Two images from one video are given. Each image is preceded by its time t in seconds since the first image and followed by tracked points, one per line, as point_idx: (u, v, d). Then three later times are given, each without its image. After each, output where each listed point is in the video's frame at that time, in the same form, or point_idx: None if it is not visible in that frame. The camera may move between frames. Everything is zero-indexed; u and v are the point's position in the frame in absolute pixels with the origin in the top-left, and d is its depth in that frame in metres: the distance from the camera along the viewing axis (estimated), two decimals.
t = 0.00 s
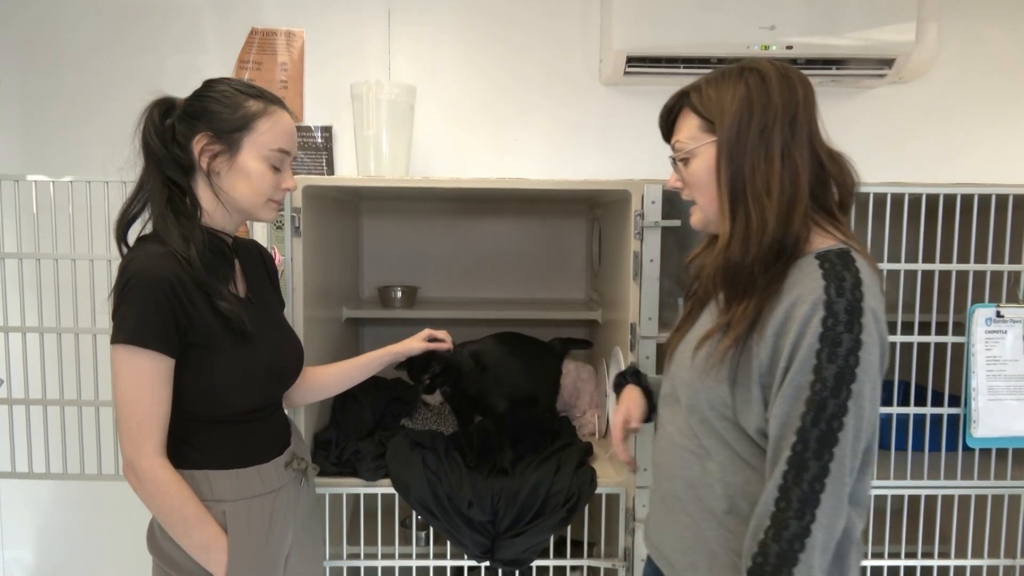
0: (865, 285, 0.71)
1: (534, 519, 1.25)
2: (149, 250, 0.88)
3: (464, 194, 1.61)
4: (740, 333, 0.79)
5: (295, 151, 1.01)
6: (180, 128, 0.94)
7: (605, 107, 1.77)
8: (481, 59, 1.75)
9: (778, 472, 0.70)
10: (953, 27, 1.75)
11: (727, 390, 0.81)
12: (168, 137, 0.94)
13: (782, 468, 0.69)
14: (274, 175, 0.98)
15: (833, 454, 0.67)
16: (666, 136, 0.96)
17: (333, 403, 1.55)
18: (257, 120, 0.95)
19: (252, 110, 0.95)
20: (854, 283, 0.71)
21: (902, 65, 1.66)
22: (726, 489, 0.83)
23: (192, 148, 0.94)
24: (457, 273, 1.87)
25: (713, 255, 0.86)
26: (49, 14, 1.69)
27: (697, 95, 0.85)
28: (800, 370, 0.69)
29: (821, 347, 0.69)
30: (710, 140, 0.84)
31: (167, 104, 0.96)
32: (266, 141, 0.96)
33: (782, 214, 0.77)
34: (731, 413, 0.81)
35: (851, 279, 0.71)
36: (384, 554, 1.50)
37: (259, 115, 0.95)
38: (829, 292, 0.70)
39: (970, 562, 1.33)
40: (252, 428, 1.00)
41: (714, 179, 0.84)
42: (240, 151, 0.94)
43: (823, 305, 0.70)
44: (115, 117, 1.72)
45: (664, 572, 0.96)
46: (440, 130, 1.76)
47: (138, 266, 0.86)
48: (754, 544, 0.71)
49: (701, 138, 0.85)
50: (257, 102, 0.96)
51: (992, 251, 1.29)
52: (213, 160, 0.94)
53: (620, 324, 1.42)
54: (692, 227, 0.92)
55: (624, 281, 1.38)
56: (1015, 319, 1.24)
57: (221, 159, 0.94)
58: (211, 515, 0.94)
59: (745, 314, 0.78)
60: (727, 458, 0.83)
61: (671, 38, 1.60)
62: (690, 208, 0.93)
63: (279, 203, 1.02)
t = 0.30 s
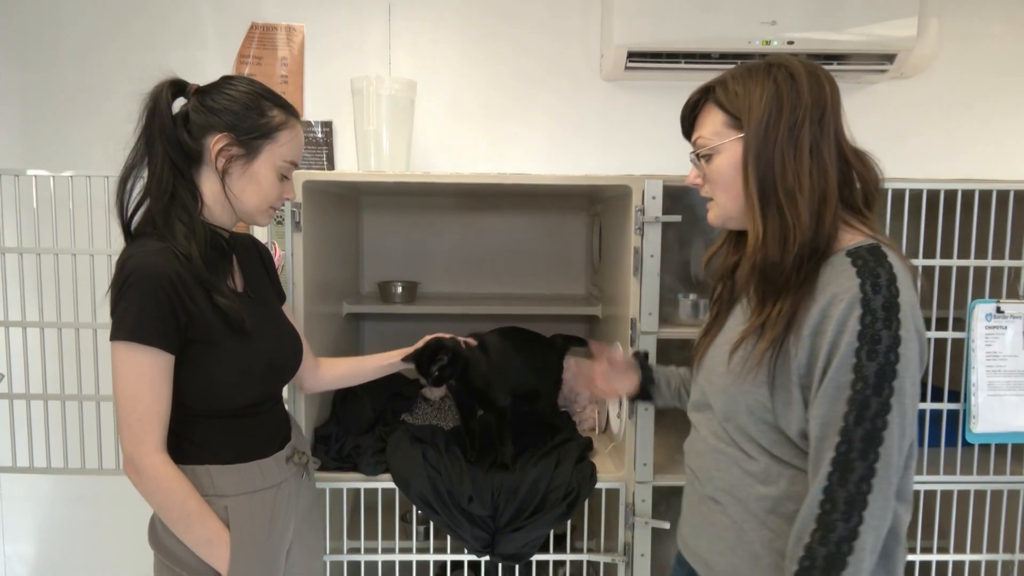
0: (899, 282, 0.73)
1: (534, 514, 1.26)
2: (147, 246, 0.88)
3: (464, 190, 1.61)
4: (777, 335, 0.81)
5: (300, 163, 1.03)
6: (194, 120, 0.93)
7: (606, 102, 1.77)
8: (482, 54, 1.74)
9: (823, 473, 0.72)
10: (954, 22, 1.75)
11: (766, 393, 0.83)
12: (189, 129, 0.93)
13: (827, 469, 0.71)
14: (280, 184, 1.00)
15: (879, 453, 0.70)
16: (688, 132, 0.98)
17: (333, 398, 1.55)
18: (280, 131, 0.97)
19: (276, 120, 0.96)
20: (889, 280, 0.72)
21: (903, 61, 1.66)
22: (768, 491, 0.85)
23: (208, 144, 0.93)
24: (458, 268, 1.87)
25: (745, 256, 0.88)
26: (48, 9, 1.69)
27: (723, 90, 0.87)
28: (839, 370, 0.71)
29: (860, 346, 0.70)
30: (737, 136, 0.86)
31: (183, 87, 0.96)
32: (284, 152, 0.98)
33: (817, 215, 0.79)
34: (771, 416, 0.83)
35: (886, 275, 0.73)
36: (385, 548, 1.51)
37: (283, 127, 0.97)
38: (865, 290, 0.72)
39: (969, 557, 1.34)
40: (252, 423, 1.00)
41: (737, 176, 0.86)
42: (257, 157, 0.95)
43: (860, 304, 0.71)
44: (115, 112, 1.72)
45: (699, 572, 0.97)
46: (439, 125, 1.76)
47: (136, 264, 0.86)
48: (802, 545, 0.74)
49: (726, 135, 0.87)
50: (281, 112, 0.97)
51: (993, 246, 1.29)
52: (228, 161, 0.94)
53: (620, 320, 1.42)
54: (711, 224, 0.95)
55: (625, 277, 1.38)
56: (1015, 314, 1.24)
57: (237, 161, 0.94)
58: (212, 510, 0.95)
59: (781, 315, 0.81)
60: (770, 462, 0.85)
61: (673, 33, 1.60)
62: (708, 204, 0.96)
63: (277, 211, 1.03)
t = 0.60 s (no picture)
0: (914, 279, 0.73)
1: (532, 512, 1.26)
2: (146, 246, 0.88)
3: (460, 188, 1.61)
4: (791, 332, 0.81)
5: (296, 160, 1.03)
6: (189, 119, 0.93)
7: (602, 100, 1.77)
8: (477, 52, 1.74)
9: (841, 475, 0.73)
10: (948, 19, 1.75)
11: (779, 392, 0.84)
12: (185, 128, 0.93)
13: (846, 470, 0.72)
14: (276, 183, 1.00)
15: (896, 452, 0.70)
16: (696, 133, 0.98)
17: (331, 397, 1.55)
18: (275, 129, 0.97)
19: (271, 117, 0.96)
20: (904, 278, 0.73)
21: (898, 58, 1.67)
22: (782, 489, 0.85)
23: (204, 144, 0.93)
24: (454, 267, 1.87)
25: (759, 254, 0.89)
26: (42, 8, 1.68)
27: (734, 90, 0.87)
28: (856, 370, 0.72)
29: (875, 345, 0.71)
30: (748, 134, 0.85)
31: (177, 87, 0.95)
32: (279, 150, 0.98)
33: (831, 214, 0.79)
34: (784, 416, 0.84)
35: (900, 272, 0.73)
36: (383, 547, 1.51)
37: (278, 124, 0.97)
38: (879, 289, 0.73)
39: (964, 552, 1.34)
40: (253, 421, 1.00)
41: (751, 173, 0.85)
42: (254, 155, 0.95)
43: (875, 303, 0.72)
44: (109, 111, 1.71)
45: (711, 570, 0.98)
46: (434, 124, 1.76)
47: (136, 263, 0.86)
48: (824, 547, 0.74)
49: (738, 133, 0.87)
50: (275, 110, 0.97)
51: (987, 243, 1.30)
52: (225, 159, 0.94)
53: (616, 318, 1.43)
54: (723, 224, 0.94)
55: (621, 275, 1.38)
56: (1009, 311, 1.25)
57: (234, 159, 0.94)
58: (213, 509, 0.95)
59: (796, 313, 0.81)
60: (785, 461, 0.85)
61: (669, 30, 1.60)
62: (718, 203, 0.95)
63: (275, 209, 1.04)
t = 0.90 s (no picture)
0: (919, 294, 0.74)
1: (530, 519, 1.26)
2: (153, 253, 0.89)
3: (458, 196, 1.61)
4: (794, 341, 0.82)
5: (303, 169, 1.03)
6: (195, 129, 0.93)
7: (599, 109, 1.78)
8: (476, 61, 1.75)
9: (836, 482, 0.73)
10: (942, 30, 1.77)
11: (779, 397, 0.84)
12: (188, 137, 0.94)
13: (841, 478, 0.72)
14: (283, 191, 1.00)
15: (892, 462, 0.71)
16: (710, 143, 0.98)
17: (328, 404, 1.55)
18: (280, 138, 0.97)
19: (277, 127, 0.96)
20: (910, 293, 0.74)
21: (893, 69, 1.68)
22: (777, 494, 0.86)
23: (211, 152, 0.93)
24: (452, 275, 1.87)
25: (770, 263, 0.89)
26: (43, 15, 1.68)
27: (747, 102, 0.87)
28: (858, 379, 0.73)
29: (878, 357, 0.72)
30: (761, 148, 0.85)
31: (183, 100, 0.96)
32: (285, 159, 0.98)
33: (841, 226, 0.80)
34: (782, 422, 0.84)
35: (905, 288, 0.74)
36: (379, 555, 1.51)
37: (283, 133, 0.97)
38: (884, 302, 0.73)
39: (962, 561, 1.35)
40: (254, 428, 1.00)
41: (763, 186, 0.85)
42: (260, 164, 0.96)
43: (880, 315, 0.73)
44: (109, 118, 1.72)
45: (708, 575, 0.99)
46: (433, 132, 1.77)
47: (144, 270, 0.86)
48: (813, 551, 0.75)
49: (750, 146, 0.86)
50: (281, 120, 0.98)
51: (982, 253, 1.31)
52: (232, 168, 0.94)
53: (615, 326, 1.43)
54: (733, 232, 0.95)
55: (619, 283, 1.39)
56: (1004, 320, 1.25)
57: (241, 168, 0.94)
58: (214, 516, 0.95)
59: (800, 321, 0.81)
60: (779, 466, 0.86)
61: (666, 41, 1.61)
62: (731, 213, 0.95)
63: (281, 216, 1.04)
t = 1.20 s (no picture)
0: (913, 299, 0.74)
1: (525, 521, 1.26)
2: (156, 253, 0.89)
3: (457, 198, 1.61)
4: (787, 340, 0.82)
5: (306, 167, 1.03)
6: (198, 130, 0.93)
7: (598, 111, 1.78)
8: (475, 63, 1.75)
9: (824, 483, 0.73)
10: (941, 34, 1.77)
11: (770, 395, 0.84)
12: (190, 137, 0.94)
13: (828, 479, 0.73)
14: (286, 189, 1.00)
15: (881, 465, 0.71)
16: (714, 143, 0.97)
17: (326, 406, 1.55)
18: (283, 137, 0.97)
19: (279, 126, 0.96)
20: (903, 297, 0.73)
21: (891, 72, 1.69)
22: (767, 496, 0.85)
23: (213, 153, 0.93)
24: (451, 277, 1.87)
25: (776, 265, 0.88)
26: (42, 15, 1.68)
27: (754, 103, 0.86)
28: (848, 380, 0.73)
29: (869, 359, 0.72)
30: (766, 151, 0.85)
31: (186, 102, 0.95)
32: (287, 158, 0.98)
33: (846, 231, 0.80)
34: (773, 421, 0.84)
35: (900, 292, 0.74)
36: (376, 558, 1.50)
37: (285, 133, 0.97)
38: (877, 305, 0.73)
39: (959, 564, 1.35)
40: (254, 430, 1.00)
41: (768, 190, 0.86)
42: (262, 164, 0.95)
43: (872, 318, 0.73)
44: (107, 119, 1.71)
45: None
46: (433, 134, 1.77)
47: (147, 270, 0.86)
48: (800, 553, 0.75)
49: (756, 149, 0.86)
50: (283, 119, 0.97)
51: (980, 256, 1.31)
52: (234, 169, 0.94)
53: (614, 328, 1.43)
54: (736, 234, 0.94)
55: (617, 285, 1.39)
56: (1002, 323, 1.26)
57: (243, 168, 0.94)
58: (213, 517, 0.94)
59: (794, 322, 0.82)
60: (769, 465, 0.86)
61: (664, 43, 1.62)
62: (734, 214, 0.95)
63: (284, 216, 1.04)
